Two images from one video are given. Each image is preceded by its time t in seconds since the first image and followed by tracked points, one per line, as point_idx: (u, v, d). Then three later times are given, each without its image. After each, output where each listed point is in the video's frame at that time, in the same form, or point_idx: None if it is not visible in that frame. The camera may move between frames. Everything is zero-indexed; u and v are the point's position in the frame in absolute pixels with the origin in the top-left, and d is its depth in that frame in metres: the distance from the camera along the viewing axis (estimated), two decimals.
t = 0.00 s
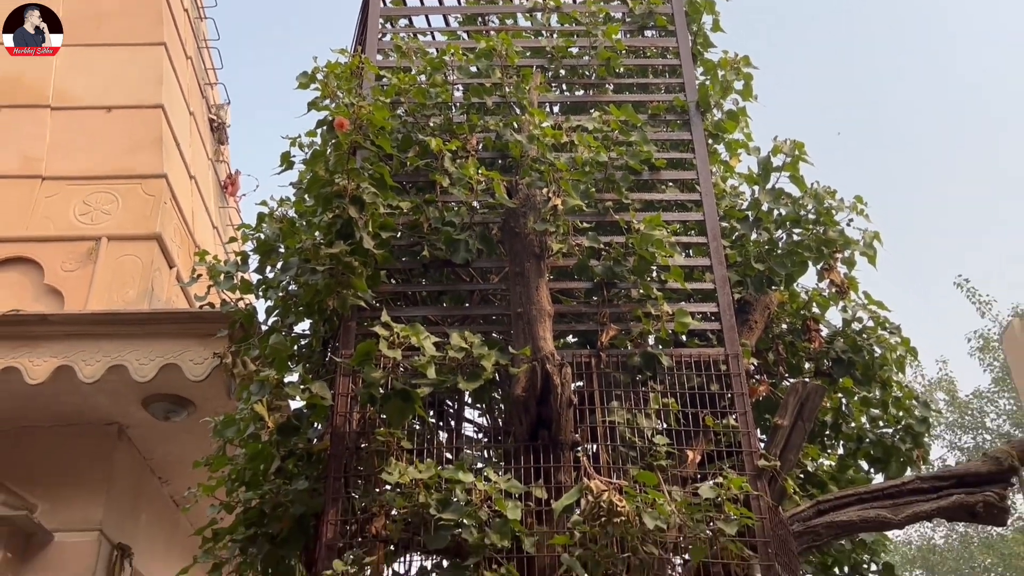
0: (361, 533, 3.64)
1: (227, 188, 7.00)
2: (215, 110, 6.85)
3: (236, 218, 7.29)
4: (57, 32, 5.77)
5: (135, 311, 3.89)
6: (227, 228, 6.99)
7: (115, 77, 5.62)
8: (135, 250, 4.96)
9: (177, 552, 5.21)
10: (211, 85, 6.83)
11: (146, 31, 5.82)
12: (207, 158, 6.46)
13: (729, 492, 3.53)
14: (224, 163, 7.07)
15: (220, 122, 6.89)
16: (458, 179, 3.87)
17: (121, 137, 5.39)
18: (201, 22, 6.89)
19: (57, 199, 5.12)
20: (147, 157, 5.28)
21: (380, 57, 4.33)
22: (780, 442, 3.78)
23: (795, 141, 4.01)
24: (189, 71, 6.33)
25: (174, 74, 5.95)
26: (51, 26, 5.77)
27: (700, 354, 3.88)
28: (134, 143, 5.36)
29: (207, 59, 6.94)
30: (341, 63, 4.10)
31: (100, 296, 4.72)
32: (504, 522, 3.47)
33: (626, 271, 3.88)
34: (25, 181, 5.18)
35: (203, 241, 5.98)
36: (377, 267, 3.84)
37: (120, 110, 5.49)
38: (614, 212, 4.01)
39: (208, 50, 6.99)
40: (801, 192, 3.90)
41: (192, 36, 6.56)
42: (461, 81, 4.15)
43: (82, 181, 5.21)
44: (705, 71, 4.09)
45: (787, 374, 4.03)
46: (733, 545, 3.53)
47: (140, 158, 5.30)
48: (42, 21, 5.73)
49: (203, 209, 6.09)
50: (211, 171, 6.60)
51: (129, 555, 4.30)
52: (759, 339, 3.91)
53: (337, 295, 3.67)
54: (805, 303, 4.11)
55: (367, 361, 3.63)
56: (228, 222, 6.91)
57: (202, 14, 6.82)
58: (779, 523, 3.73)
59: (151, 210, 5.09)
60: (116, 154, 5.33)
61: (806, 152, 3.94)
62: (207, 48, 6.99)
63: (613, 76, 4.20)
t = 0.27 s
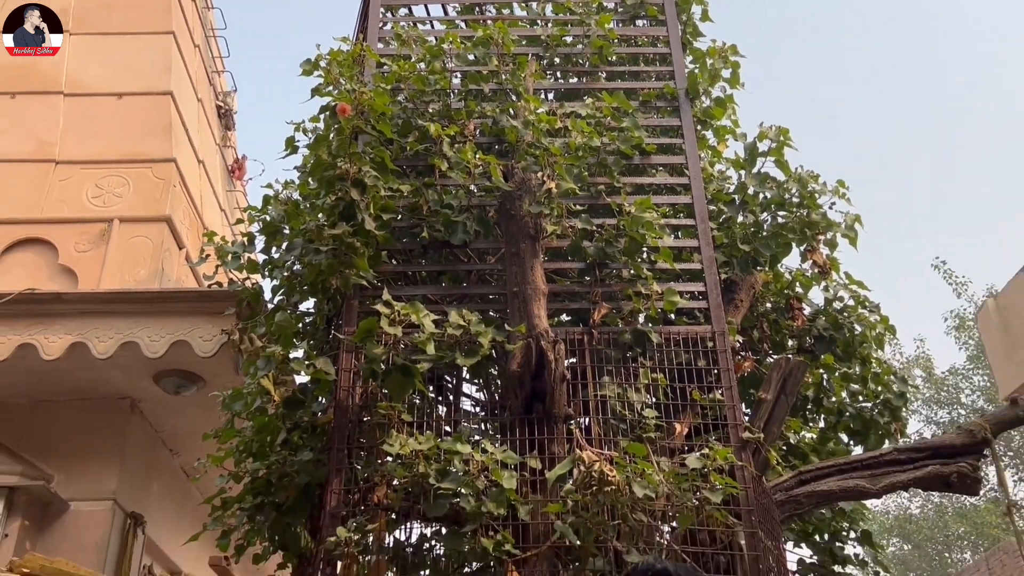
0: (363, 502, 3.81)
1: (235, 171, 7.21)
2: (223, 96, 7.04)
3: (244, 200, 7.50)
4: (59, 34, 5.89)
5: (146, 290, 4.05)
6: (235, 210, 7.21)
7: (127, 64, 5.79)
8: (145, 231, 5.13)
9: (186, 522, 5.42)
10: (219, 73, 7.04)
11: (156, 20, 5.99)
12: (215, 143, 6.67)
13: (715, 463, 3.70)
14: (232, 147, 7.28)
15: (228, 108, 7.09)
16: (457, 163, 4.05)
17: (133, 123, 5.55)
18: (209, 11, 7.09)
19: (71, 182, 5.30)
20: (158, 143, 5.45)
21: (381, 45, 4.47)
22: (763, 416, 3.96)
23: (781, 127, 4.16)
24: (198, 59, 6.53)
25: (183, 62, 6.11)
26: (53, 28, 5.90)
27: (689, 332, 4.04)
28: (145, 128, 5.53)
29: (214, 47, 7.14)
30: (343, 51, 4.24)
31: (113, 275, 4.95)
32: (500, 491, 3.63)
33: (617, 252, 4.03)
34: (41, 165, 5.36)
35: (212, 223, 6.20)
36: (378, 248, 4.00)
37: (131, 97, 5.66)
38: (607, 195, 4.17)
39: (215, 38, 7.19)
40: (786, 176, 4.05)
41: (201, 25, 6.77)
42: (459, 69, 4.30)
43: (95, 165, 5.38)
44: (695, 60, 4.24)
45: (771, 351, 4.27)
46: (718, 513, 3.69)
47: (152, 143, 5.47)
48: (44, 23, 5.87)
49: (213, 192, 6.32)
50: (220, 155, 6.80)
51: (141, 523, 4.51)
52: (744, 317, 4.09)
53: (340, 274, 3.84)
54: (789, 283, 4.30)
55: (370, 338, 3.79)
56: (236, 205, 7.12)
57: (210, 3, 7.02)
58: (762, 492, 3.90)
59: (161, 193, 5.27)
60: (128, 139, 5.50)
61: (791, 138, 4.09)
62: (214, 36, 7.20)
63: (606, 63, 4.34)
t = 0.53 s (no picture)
0: (369, 466, 4.13)
1: (251, 160, 7.54)
2: (238, 89, 7.35)
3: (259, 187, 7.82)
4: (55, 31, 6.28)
5: (167, 271, 4.40)
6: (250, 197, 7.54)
7: (148, 59, 6.24)
8: (166, 215, 5.56)
9: (208, 484, 5.76)
10: (234, 67, 7.35)
11: (175, 18, 6.45)
12: (231, 133, 7.01)
13: (696, 431, 4.01)
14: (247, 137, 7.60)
15: (244, 100, 7.39)
16: (456, 152, 4.33)
17: (154, 114, 6.00)
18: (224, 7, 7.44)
19: (96, 170, 5.72)
20: (176, 133, 5.90)
21: (386, 41, 4.76)
22: (741, 387, 4.27)
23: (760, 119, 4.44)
24: (214, 53, 6.89)
25: (200, 56, 6.55)
26: (52, 26, 6.29)
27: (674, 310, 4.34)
28: (165, 119, 5.98)
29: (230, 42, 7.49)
30: (350, 47, 4.52)
31: (136, 256, 5.33)
32: (497, 457, 3.93)
33: (607, 236, 4.33)
34: (64, 153, 5.79)
35: (226, 207, 6.56)
36: (383, 231, 4.28)
37: (152, 90, 6.10)
38: (597, 182, 4.46)
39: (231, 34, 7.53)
40: (764, 164, 4.33)
41: (217, 21, 7.14)
42: (460, 63, 4.58)
43: (119, 153, 5.82)
44: (679, 55, 4.53)
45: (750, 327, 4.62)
46: (698, 476, 3.97)
47: (171, 134, 5.90)
48: (43, 20, 6.28)
49: (228, 179, 6.68)
50: (235, 145, 7.13)
51: (164, 486, 4.84)
52: (724, 296, 4.40)
53: (347, 256, 4.11)
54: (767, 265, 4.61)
55: (376, 315, 4.07)
56: (250, 192, 7.45)
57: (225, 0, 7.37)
58: (739, 458, 4.20)
59: (181, 179, 5.70)
60: (149, 129, 5.94)
61: (769, 128, 4.38)
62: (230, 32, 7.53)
63: (596, 58, 4.62)
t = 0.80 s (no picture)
0: (368, 437, 4.18)
1: (251, 139, 7.56)
2: (239, 69, 7.34)
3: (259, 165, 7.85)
4: (55, 32, 6.16)
5: (169, 246, 4.42)
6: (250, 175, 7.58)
7: (149, 39, 6.23)
8: (169, 192, 5.59)
9: (211, 454, 5.83)
10: (235, 47, 7.35)
11: None
12: (232, 112, 7.03)
13: (691, 403, 4.05)
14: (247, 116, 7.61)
15: (244, 80, 7.39)
16: (453, 126, 4.36)
17: (157, 93, 6.00)
18: None
19: (101, 148, 5.75)
20: (179, 112, 5.90)
21: (384, 18, 4.79)
22: (737, 360, 4.34)
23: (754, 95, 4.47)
24: (215, 34, 6.86)
25: (202, 37, 6.53)
26: (52, 27, 6.17)
27: (670, 285, 4.41)
28: (167, 99, 5.98)
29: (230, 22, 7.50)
30: (348, 23, 4.52)
31: (140, 232, 5.38)
32: (494, 429, 3.98)
33: (603, 210, 4.43)
34: (69, 132, 5.79)
35: (228, 184, 6.61)
36: (381, 206, 4.30)
37: (154, 70, 6.10)
38: (593, 157, 4.55)
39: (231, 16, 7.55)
40: (759, 141, 4.37)
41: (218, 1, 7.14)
42: (457, 39, 4.64)
43: (123, 132, 5.82)
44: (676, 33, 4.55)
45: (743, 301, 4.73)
46: (694, 448, 4.01)
47: (174, 113, 5.91)
48: (42, 21, 6.15)
49: (229, 158, 6.71)
50: (236, 124, 7.16)
51: (168, 458, 4.90)
52: (719, 271, 4.47)
53: (346, 230, 4.13)
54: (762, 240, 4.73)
55: (375, 288, 4.12)
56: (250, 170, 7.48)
57: None
58: (734, 431, 4.23)
59: (183, 156, 5.74)
60: (152, 108, 5.94)
61: (764, 105, 4.41)
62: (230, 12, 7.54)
63: (593, 34, 4.72)
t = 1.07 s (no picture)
0: (366, 413, 4.22)
1: (249, 119, 7.54)
2: (236, 48, 7.31)
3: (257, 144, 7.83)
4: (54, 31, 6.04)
5: (168, 224, 4.43)
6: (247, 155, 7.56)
7: (146, 17, 6.21)
8: (167, 171, 5.59)
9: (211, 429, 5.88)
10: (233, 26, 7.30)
11: None
12: (229, 91, 7.01)
13: (685, 379, 4.11)
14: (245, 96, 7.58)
15: (242, 59, 7.35)
16: (451, 104, 4.41)
17: (154, 72, 5.99)
18: None
19: (99, 127, 5.75)
20: (177, 91, 5.89)
21: None
22: (731, 337, 4.40)
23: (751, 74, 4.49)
24: (212, 11, 6.83)
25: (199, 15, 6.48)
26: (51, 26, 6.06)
27: (665, 263, 4.45)
28: (164, 77, 5.97)
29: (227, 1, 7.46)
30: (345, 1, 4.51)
31: (139, 210, 5.38)
32: (490, 405, 4.03)
33: (599, 188, 4.47)
34: (68, 111, 5.78)
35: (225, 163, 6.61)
36: (377, 183, 4.31)
37: (151, 49, 6.09)
38: (590, 135, 4.60)
39: None
40: (755, 119, 4.39)
41: None
42: (454, 17, 4.66)
43: (120, 111, 5.82)
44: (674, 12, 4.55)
45: (738, 279, 4.79)
46: (688, 424, 4.06)
47: (172, 91, 5.90)
48: (41, 20, 6.03)
49: (226, 137, 6.70)
50: (234, 103, 7.13)
51: (169, 434, 4.93)
52: (714, 249, 4.54)
53: (343, 208, 4.15)
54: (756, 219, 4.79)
55: (371, 265, 4.13)
56: (248, 150, 7.46)
57: None
58: (728, 407, 4.29)
59: (181, 135, 5.72)
60: (149, 87, 5.93)
61: (760, 84, 4.43)
62: None
63: (589, 12, 4.79)
